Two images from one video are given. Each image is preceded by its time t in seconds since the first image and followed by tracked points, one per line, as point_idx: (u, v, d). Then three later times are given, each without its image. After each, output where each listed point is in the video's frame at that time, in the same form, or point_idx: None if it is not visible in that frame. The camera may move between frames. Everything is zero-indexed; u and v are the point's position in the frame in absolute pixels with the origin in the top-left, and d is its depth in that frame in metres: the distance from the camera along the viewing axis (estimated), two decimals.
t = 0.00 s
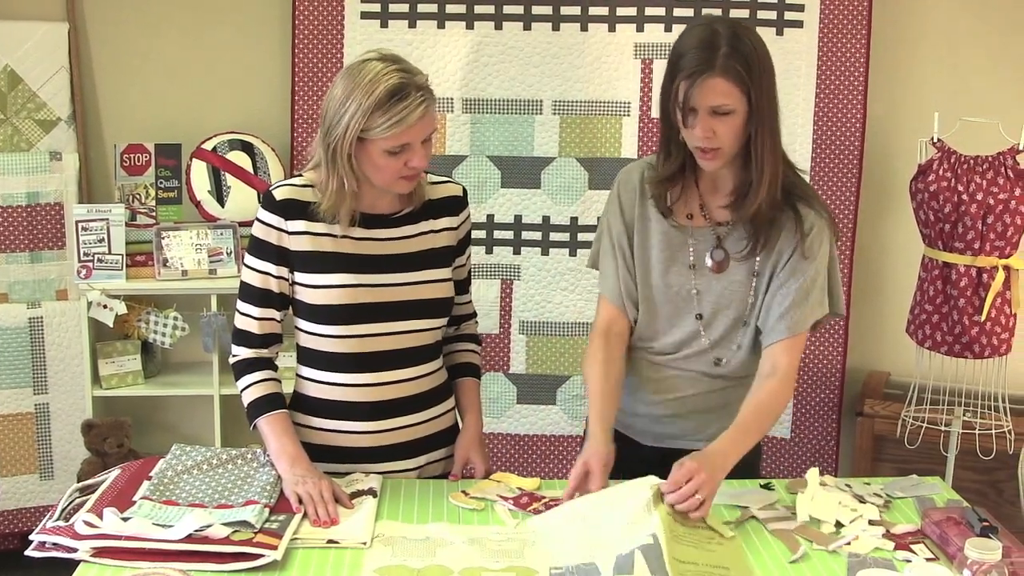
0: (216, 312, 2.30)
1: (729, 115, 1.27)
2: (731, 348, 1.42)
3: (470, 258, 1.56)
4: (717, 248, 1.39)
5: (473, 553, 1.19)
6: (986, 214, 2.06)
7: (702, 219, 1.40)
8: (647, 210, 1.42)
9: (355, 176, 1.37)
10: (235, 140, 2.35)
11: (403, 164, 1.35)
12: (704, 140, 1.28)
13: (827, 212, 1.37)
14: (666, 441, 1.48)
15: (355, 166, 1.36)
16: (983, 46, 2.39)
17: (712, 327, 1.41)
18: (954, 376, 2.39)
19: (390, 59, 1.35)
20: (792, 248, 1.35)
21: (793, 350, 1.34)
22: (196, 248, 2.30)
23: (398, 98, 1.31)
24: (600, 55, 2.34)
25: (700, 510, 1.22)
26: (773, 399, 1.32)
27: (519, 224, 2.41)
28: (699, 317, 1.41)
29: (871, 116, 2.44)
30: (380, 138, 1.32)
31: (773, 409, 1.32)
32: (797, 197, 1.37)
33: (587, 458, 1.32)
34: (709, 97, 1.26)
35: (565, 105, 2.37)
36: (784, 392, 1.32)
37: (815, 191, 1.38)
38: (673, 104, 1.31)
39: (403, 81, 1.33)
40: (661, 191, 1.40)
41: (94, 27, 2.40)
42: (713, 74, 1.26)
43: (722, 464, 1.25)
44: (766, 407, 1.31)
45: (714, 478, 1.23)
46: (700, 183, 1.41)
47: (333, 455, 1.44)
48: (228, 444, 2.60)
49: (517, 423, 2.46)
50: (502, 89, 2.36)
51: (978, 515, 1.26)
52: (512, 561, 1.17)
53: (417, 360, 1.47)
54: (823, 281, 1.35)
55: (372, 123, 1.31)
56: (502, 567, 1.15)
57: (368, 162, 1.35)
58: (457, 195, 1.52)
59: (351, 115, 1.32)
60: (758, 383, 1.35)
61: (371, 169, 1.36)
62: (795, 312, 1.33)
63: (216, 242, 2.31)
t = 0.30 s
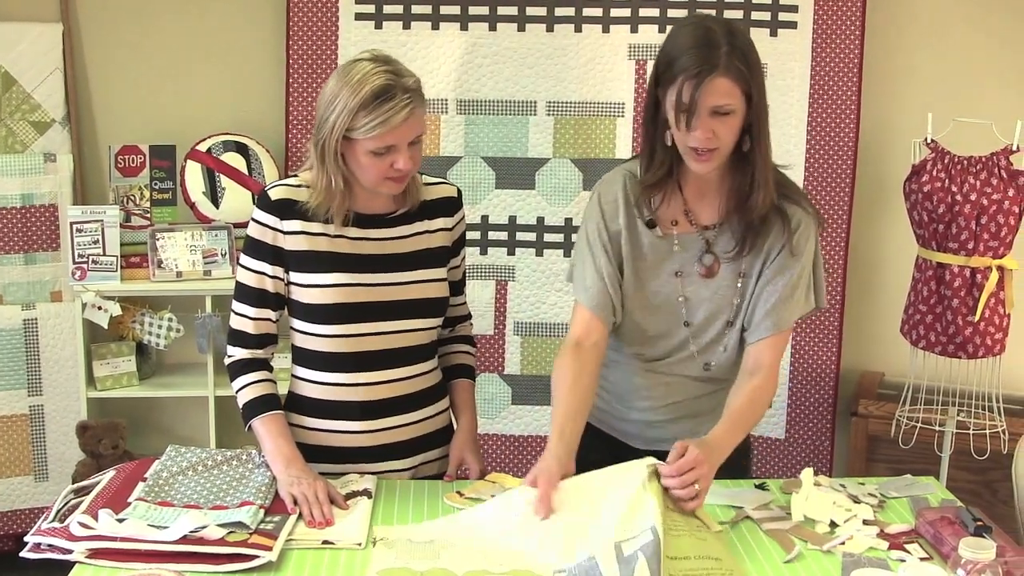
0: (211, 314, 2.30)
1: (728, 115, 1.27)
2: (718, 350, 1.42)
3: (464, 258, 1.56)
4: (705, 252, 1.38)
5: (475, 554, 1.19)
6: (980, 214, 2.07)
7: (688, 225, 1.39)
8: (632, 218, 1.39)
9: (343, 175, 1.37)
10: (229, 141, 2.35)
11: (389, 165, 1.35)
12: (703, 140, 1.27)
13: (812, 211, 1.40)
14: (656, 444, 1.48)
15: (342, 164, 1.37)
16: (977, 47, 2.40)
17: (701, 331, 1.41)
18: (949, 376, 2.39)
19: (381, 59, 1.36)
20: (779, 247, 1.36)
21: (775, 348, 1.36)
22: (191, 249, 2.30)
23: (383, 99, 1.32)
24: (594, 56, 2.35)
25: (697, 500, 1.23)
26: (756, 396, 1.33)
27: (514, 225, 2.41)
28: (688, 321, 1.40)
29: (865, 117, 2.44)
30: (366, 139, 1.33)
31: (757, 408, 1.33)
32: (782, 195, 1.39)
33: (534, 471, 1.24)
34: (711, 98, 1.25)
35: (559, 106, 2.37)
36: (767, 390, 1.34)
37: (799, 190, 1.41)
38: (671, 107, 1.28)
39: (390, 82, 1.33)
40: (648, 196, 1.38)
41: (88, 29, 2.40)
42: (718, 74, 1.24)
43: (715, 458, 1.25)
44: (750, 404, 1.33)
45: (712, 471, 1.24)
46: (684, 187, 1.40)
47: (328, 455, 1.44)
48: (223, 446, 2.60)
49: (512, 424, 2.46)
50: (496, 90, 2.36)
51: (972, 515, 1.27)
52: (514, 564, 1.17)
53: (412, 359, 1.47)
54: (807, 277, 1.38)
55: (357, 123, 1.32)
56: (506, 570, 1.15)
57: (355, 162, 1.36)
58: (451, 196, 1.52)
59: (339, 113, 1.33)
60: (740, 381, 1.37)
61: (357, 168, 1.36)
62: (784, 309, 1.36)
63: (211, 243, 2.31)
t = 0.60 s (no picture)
0: (207, 313, 2.30)
1: (716, 116, 1.24)
2: (700, 358, 1.39)
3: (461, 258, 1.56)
4: (685, 257, 1.36)
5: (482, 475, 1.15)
6: (975, 214, 2.07)
7: (669, 229, 1.36)
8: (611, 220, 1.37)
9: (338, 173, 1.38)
10: (225, 141, 2.35)
11: (382, 161, 1.35)
12: (689, 140, 1.23)
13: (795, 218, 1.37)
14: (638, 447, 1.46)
15: (337, 162, 1.37)
16: (971, 47, 2.41)
17: (682, 338, 1.38)
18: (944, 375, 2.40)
19: (371, 56, 1.36)
20: (763, 254, 1.33)
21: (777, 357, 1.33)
22: (186, 249, 2.30)
23: (373, 94, 1.32)
24: (589, 56, 2.35)
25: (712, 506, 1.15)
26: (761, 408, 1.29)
27: (509, 224, 2.42)
28: (668, 328, 1.37)
29: (860, 116, 2.45)
30: (357, 134, 1.33)
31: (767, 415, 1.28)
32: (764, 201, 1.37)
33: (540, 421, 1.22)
34: (701, 97, 1.21)
35: (555, 106, 2.37)
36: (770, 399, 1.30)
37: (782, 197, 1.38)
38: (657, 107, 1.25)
39: (380, 77, 1.33)
40: (628, 198, 1.36)
41: (83, 29, 2.40)
42: (708, 73, 1.21)
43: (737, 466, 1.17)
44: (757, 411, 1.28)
45: (730, 482, 1.15)
46: (664, 190, 1.38)
47: (324, 455, 1.44)
48: (219, 446, 2.60)
49: (508, 424, 2.46)
50: (492, 90, 2.36)
51: (967, 515, 1.27)
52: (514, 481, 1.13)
53: (408, 359, 1.47)
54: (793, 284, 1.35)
55: (348, 118, 1.32)
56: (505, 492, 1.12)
57: (348, 159, 1.36)
58: (448, 195, 1.53)
59: (330, 109, 1.33)
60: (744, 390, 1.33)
61: (351, 165, 1.37)
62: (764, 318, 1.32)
63: (207, 243, 2.31)
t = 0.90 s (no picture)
0: (207, 313, 2.29)
1: (704, 124, 1.20)
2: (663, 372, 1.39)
3: (461, 258, 1.56)
4: (659, 271, 1.33)
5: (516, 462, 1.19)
6: (975, 214, 2.07)
7: (647, 241, 1.34)
8: (589, 228, 1.35)
9: (340, 171, 1.38)
10: (225, 141, 2.35)
11: (386, 157, 1.35)
12: (674, 148, 1.19)
13: (773, 242, 1.32)
14: (624, 447, 1.48)
15: (339, 161, 1.37)
16: (970, 47, 2.41)
17: (652, 350, 1.37)
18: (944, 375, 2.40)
19: (370, 53, 1.37)
20: (727, 277, 1.30)
21: (761, 371, 1.24)
22: (186, 249, 2.30)
23: (375, 90, 1.32)
24: (589, 56, 2.35)
25: None
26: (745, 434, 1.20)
27: (509, 224, 2.42)
28: (639, 340, 1.37)
29: (860, 116, 2.45)
30: (360, 131, 1.33)
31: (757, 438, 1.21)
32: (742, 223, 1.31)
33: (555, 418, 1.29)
34: (688, 103, 1.18)
35: (555, 106, 2.37)
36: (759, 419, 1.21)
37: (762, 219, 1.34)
38: (642, 112, 1.22)
39: (382, 73, 1.34)
40: (609, 207, 1.34)
41: (83, 29, 2.40)
42: (696, 78, 1.18)
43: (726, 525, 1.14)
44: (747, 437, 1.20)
45: (729, 543, 1.12)
46: (646, 201, 1.36)
47: (324, 455, 1.44)
48: (219, 446, 2.60)
49: (508, 423, 2.46)
50: (492, 90, 2.36)
51: (967, 514, 1.27)
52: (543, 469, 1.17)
53: (409, 359, 1.47)
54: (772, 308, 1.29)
55: (350, 116, 1.32)
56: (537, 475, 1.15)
57: (351, 157, 1.36)
58: (448, 195, 1.53)
59: (332, 107, 1.33)
60: (726, 410, 1.24)
61: (354, 164, 1.37)
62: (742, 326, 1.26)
63: (207, 243, 2.31)
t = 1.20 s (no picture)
0: (207, 314, 2.29)
1: (679, 159, 1.14)
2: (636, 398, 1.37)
3: (462, 258, 1.56)
4: (630, 303, 1.30)
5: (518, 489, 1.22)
6: (976, 213, 2.07)
7: (619, 270, 1.31)
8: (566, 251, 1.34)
9: (340, 169, 1.37)
10: (226, 141, 2.35)
11: (384, 155, 1.35)
12: (647, 182, 1.14)
13: (740, 282, 1.25)
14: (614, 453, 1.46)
15: (339, 159, 1.37)
16: (972, 46, 2.40)
17: (624, 377, 1.36)
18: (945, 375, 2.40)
19: (370, 51, 1.36)
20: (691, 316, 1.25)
21: (725, 399, 1.14)
22: (187, 249, 2.30)
23: (372, 88, 1.32)
24: (591, 55, 2.35)
25: None
26: (713, 469, 1.09)
27: (510, 224, 2.42)
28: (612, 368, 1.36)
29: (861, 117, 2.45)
30: (358, 128, 1.33)
31: (726, 470, 1.10)
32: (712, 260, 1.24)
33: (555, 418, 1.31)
34: (662, 138, 1.12)
35: (556, 106, 2.37)
36: (728, 450, 1.10)
37: (734, 259, 1.26)
38: (615, 143, 1.17)
39: (380, 70, 1.33)
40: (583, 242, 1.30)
41: (84, 28, 2.40)
42: (672, 113, 1.12)
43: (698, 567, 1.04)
44: (716, 469, 1.09)
45: None
46: (621, 232, 1.31)
47: (325, 453, 1.44)
48: (220, 446, 2.60)
49: (508, 423, 2.46)
50: (493, 89, 2.36)
51: (969, 515, 1.27)
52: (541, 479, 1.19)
53: (411, 358, 1.47)
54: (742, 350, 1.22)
55: (348, 113, 1.32)
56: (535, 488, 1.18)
57: (350, 155, 1.36)
58: (449, 195, 1.53)
59: (330, 105, 1.33)
60: (691, 442, 1.13)
61: (353, 162, 1.36)
62: (700, 361, 1.19)
63: (207, 243, 2.31)
